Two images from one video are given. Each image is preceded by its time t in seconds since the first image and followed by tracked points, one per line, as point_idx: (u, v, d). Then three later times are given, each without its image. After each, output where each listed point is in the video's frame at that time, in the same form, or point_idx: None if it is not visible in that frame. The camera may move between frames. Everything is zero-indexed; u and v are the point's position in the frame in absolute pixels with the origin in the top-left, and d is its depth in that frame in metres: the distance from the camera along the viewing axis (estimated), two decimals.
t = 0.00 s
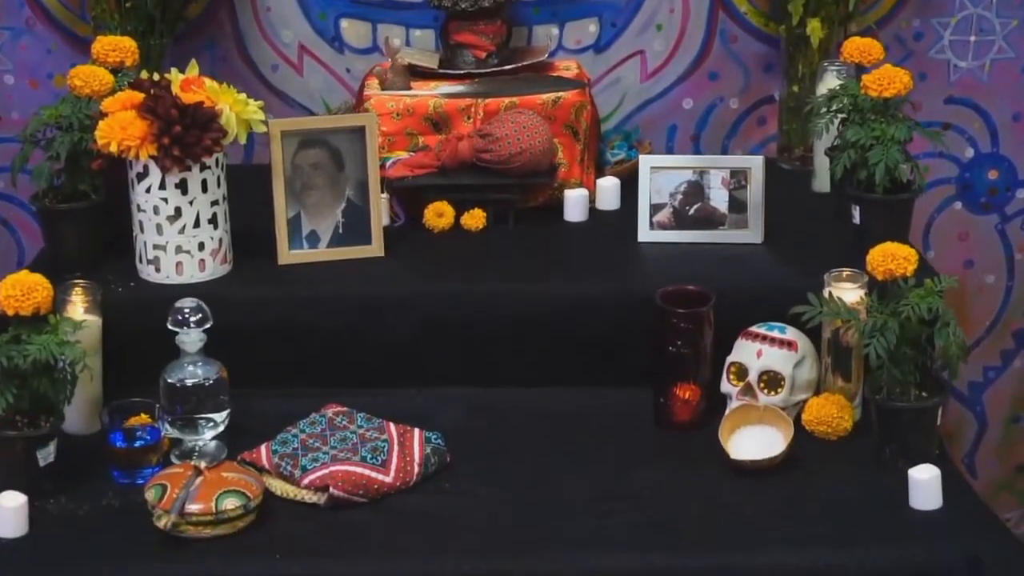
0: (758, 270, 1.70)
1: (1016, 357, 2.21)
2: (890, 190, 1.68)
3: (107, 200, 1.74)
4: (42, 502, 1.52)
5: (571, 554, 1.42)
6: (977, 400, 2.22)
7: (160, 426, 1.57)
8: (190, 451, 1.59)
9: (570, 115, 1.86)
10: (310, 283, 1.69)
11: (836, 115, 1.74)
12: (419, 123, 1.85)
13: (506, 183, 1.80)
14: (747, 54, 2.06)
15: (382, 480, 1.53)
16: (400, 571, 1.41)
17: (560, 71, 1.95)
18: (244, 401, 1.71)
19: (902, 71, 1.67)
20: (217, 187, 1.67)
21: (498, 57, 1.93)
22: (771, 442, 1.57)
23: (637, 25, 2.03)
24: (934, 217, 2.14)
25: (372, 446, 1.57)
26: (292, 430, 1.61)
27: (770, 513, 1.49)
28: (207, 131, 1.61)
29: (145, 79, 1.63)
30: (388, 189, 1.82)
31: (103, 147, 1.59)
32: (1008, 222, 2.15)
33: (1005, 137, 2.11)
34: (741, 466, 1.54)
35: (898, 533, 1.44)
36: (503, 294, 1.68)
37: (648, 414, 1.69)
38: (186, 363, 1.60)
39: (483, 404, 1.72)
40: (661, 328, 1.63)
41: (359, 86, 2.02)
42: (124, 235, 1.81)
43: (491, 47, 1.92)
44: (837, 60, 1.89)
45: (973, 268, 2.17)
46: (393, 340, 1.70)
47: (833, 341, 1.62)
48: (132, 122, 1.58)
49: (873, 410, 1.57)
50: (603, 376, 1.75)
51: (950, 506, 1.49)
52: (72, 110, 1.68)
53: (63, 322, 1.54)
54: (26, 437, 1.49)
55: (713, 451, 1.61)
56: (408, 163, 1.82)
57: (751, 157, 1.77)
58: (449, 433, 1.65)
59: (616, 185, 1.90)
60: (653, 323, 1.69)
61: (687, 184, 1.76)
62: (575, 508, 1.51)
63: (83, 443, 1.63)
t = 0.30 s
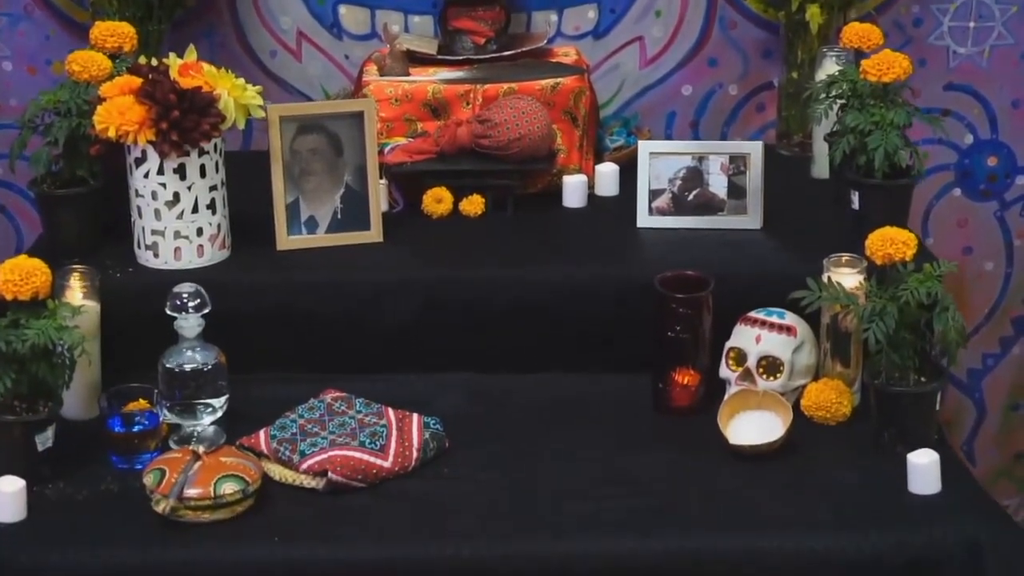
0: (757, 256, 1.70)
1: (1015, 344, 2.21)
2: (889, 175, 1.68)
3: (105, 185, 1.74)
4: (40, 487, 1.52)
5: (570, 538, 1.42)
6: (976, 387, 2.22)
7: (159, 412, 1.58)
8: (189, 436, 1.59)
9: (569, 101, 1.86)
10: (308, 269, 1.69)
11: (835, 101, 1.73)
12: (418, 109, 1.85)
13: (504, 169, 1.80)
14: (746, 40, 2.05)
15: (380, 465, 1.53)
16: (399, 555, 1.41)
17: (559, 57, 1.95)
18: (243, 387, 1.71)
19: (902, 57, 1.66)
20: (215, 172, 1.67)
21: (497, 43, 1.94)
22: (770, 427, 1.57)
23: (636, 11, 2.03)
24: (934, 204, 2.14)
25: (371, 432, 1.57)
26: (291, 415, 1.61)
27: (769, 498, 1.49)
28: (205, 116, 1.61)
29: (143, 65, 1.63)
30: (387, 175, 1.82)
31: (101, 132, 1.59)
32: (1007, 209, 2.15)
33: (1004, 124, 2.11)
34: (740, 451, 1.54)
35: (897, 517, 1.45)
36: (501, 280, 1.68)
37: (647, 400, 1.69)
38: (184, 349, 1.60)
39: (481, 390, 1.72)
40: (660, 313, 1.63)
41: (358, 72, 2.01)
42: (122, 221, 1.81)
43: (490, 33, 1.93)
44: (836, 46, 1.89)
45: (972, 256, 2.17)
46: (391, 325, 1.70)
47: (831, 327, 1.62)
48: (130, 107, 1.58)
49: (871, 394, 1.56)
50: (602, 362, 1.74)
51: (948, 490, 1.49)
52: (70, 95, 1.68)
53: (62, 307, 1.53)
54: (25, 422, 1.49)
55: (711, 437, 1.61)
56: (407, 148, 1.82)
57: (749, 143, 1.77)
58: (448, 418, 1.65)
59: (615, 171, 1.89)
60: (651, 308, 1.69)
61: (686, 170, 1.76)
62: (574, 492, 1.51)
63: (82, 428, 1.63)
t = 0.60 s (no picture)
0: (757, 239, 1.70)
1: (1015, 330, 2.20)
2: (889, 158, 1.68)
3: (104, 169, 1.74)
4: (39, 470, 1.51)
5: (569, 520, 1.42)
6: (976, 373, 2.22)
7: (158, 395, 1.58)
8: (188, 419, 1.58)
9: (568, 85, 1.86)
10: (307, 252, 1.69)
11: (836, 84, 1.73)
12: (417, 93, 1.84)
13: (503, 153, 1.80)
14: (747, 25, 2.05)
15: (379, 448, 1.52)
16: (398, 537, 1.41)
17: (558, 41, 1.94)
18: (242, 370, 1.70)
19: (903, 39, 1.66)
20: (214, 155, 1.67)
21: (495, 27, 1.94)
22: (770, 411, 1.57)
23: None
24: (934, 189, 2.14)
25: (370, 415, 1.57)
26: (290, 398, 1.61)
27: (769, 480, 1.49)
28: (204, 100, 1.60)
29: (142, 48, 1.62)
30: (387, 160, 1.82)
31: (100, 115, 1.59)
32: (1007, 194, 2.15)
33: (1004, 108, 2.11)
34: (740, 434, 1.54)
35: (896, 499, 1.44)
36: (501, 264, 1.67)
37: (647, 383, 1.69)
38: (183, 332, 1.60)
39: (481, 374, 1.71)
40: (659, 296, 1.63)
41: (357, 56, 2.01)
42: (121, 205, 1.80)
43: (489, 17, 1.93)
44: (836, 30, 1.89)
45: (973, 241, 2.17)
46: (390, 309, 1.70)
47: (831, 310, 1.62)
48: (129, 90, 1.58)
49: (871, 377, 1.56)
50: (601, 346, 1.74)
51: (948, 473, 1.49)
52: (69, 78, 1.68)
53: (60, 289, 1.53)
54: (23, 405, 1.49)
55: (711, 420, 1.61)
56: (407, 132, 1.82)
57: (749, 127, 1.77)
58: (447, 402, 1.65)
59: (615, 155, 1.89)
60: (651, 292, 1.69)
61: (685, 153, 1.76)
62: (573, 475, 1.51)
63: (81, 412, 1.63)
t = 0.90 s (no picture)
0: (755, 225, 1.70)
1: (1014, 318, 2.20)
2: (889, 145, 1.68)
3: (102, 155, 1.74)
4: (37, 456, 1.51)
5: (568, 505, 1.42)
6: (975, 361, 2.22)
7: (156, 381, 1.57)
8: (186, 405, 1.58)
9: (567, 72, 1.86)
10: (305, 239, 1.68)
11: (835, 71, 1.73)
12: (416, 80, 1.85)
13: (499, 141, 1.80)
14: (746, 12, 2.05)
15: (378, 434, 1.52)
16: (395, 523, 1.41)
17: (557, 28, 1.94)
18: (240, 357, 1.70)
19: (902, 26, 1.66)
20: (212, 141, 1.66)
21: (493, 15, 1.93)
22: (768, 395, 1.57)
23: None
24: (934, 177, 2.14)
25: (369, 401, 1.57)
26: (288, 384, 1.61)
27: (768, 466, 1.48)
28: (202, 85, 1.60)
29: (140, 34, 1.61)
30: (385, 146, 1.83)
31: (97, 101, 1.59)
32: (1006, 182, 2.14)
33: (1004, 96, 2.10)
34: (738, 420, 1.54)
35: (895, 485, 1.44)
36: (498, 250, 1.67)
37: (645, 370, 1.69)
38: (181, 318, 1.59)
39: (479, 360, 1.71)
40: (658, 283, 1.62)
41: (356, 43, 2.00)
42: (119, 191, 1.80)
43: (489, 4, 1.92)
44: (836, 17, 1.89)
45: (972, 229, 2.17)
46: (388, 295, 1.70)
47: (830, 297, 1.61)
48: (126, 76, 1.57)
49: (869, 362, 1.56)
50: (600, 332, 1.74)
51: (947, 458, 1.49)
52: (67, 64, 1.67)
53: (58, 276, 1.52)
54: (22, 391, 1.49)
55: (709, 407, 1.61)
56: (405, 119, 1.81)
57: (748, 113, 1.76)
58: (445, 388, 1.65)
59: (614, 143, 1.89)
60: (649, 279, 1.69)
61: (684, 141, 1.75)
62: (572, 460, 1.51)
63: (79, 398, 1.63)
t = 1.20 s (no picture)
0: (754, 211, 1.70)
1: (1013, 306, 2.21)
2: (888, 131, 1.68)
3: (100, 141, 1.73)
4: (36, 442, 1.51)
5: (567, 491, 1.42)
6: (974, 349, 2.22)
7: (155, 366, 1.58)
8: (185, 391, 1.58)
9: (567, 59, 1.85)
10: (304, 225, 1.68)
11: (835, 57, 1.72)
12: (415, 67, 1.84)
13: (497, 127, 1.80)
14: None
15: (377, 420, 1.52)
16: (395, 509, 1.41)
17: (556, 15, 1.94)
18: (239, 343, 1.70)
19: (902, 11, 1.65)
20: (211, 127, 1.66)
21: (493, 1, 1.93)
22: (767, 380, 1.57)
23: None
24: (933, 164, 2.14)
25: (368, 386, 1.57)
26: (287, 370, 1.61)
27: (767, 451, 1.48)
28: (200, 71, 1.59)
29: (138, 20, 1.60)
30: (383, 132, 1.83)
31: (96, 87, 1.58)
32: (1006, 169, 2.14)
33: (1004, 83, 2.10)
34: (737, 405, 1.54)
35: (895, 470, 1.44)
36: (498, 237, 1.67)
37: (644, 356, 1.69)
38: (181, 304, 1.59)
39: (478, 347, 1.71)
40: (657, 269, 1.62)
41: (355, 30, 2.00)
42: (118, 178, 1.80)
43: None
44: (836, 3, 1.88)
45: (972, 217, 2.17)
46: (387, 282, 1.70)
47: (830, 283, 1.61)
48: (126, 61, 1.56)
49: (868, 347, 1.56)
50: (598, 319, 1.74)
51: (947, 444, 1.49)
52: (65, 51, 1.67)
53: (57, 261, 1.52)
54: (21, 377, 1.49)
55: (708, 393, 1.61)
56: (404, 106, 1.81)
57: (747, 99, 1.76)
58: (444, 375, 1.65)
59: (613, 130, 1.89)
60: (648, 265, 1.69)
61: (683, 127, 1.75)
62: (571, 446, 1.51)
63: (78, 384, 1.62)
